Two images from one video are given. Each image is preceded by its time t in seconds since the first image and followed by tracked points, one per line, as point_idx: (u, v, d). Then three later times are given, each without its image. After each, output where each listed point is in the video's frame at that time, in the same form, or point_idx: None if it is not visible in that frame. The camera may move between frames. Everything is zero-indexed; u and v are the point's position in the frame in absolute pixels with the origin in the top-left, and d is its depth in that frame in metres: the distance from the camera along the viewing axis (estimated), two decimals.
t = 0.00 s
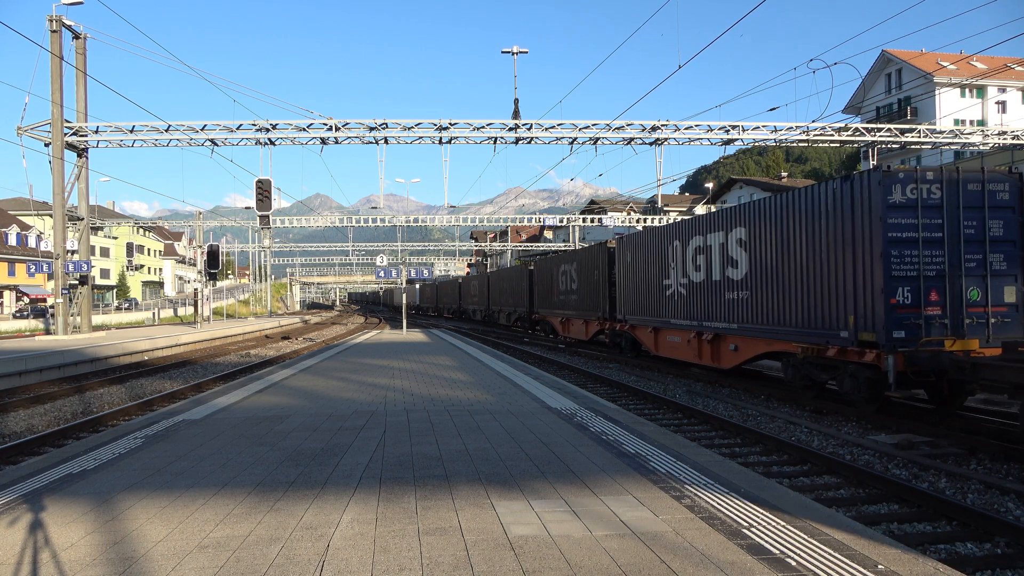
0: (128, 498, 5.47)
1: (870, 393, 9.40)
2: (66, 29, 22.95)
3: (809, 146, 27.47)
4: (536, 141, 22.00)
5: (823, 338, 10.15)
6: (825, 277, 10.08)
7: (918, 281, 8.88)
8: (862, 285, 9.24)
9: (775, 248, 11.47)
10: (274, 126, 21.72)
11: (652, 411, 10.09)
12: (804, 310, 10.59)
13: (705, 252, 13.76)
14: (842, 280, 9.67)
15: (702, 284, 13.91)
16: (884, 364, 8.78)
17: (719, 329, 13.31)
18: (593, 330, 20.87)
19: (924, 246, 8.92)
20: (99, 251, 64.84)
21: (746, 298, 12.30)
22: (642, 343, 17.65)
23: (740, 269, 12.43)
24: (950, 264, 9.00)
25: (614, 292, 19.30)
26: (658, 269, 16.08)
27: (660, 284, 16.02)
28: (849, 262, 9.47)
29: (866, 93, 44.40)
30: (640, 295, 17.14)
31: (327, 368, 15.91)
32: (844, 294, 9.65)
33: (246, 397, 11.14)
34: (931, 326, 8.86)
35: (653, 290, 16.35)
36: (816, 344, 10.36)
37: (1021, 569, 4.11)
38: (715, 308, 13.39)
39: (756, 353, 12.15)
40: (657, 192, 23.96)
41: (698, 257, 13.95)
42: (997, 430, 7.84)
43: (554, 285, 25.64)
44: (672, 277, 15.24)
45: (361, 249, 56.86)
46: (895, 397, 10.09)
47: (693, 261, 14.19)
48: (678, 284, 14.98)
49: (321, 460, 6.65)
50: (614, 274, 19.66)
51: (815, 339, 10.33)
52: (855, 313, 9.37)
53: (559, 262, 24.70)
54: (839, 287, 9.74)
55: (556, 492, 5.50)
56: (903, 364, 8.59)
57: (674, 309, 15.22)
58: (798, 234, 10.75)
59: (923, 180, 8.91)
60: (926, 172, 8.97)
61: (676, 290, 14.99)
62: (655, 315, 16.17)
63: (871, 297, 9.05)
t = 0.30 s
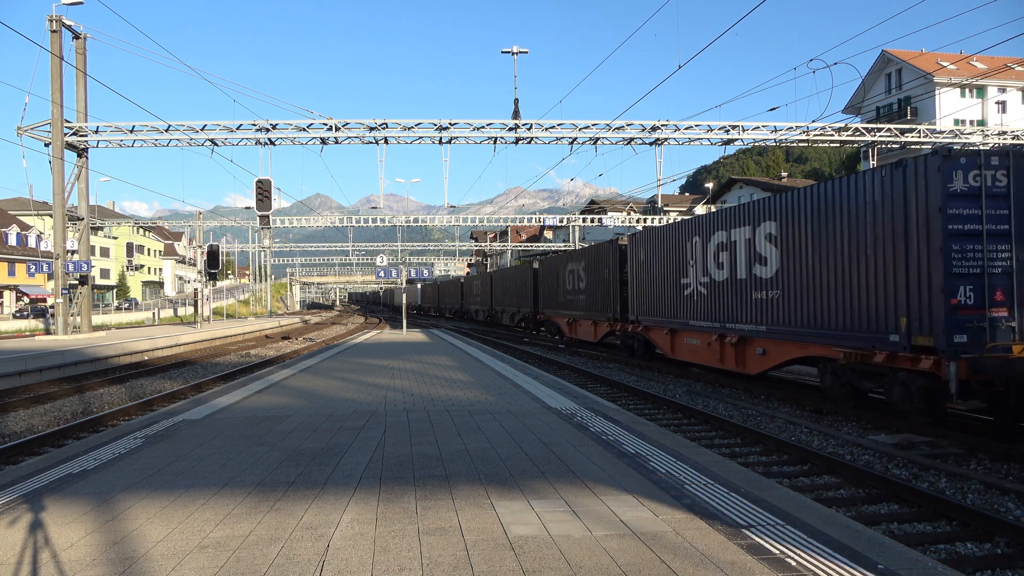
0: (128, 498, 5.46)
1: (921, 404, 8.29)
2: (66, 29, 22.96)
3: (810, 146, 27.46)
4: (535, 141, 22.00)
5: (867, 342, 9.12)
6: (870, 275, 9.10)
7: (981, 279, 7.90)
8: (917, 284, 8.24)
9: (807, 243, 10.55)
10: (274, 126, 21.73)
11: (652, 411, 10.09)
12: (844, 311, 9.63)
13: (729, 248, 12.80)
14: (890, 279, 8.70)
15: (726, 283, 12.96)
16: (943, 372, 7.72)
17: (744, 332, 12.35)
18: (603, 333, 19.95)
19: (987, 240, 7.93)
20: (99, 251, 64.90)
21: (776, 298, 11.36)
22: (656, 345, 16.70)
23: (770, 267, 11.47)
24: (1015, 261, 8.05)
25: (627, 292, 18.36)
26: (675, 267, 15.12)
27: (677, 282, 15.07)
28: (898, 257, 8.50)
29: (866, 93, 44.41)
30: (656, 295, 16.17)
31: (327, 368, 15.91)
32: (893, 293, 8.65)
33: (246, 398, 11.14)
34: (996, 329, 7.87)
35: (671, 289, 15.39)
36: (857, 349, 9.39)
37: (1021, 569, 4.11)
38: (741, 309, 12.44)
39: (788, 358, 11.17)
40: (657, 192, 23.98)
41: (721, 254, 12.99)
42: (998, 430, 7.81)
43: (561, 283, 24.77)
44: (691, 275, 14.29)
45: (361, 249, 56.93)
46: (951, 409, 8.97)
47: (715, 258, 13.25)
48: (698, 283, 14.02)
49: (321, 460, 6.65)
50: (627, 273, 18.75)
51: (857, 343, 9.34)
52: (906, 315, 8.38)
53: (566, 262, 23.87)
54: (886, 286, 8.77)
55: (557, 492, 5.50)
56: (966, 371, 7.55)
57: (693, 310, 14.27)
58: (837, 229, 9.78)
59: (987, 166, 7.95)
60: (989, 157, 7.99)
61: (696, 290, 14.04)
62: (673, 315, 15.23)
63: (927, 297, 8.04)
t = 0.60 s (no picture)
0: (128, 498, 5.46)
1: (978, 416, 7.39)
2: (66, 29, 22.97)
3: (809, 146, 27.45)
4: (536, 141, 22.02)
5: (914, 346, 8.22)
6: (918, 271, 8.19)
7: None
8: (977, 280, 7.32)
9: (842, 238, 9.68)
10: (274, 126, 21.74)
11: (652, 411, 10.09)
12: (887, 313, 8.74)
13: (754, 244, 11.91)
14: (941, 276, 7.81)
15: (751, 282, 12.07)
16: (1011, 381, 6.81)
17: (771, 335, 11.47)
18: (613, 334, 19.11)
19: None
20: (99, 251, 64.92)
21: (807, 298, 10.47)
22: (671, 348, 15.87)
23: (800, 265, 10.60)
24: None
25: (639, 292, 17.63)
26: (694, 267, 14.24)
27: (696, 282, 14.19)
28: (954, 252, 7.60)
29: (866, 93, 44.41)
30: (672, 296, 15.30)
31: (327, 368, 15.91)
32: (947, 292, 7.74)
33: (246, 398, 11.14)
34: None
35: (689, 290, 14.50)
36: (901, 354, 8.49)
37: (1021, 569, 4.11)
38: (769, 310, 11.56)
39: (820, 363, 10.28)
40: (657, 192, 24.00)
41: (745, 250, 12.11)
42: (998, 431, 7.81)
43: (568, 282, 24.06)
44: (710, 274, 13.42)
45: (361, 249, 56.93)
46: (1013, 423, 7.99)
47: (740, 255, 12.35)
48: (720, 283, 13.12)
49: (321, 460, 6.65)
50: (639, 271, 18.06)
51: (902, 348, 8.43)
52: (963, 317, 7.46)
53: (574, 261, 23.11)
54: (937, 284, 7.88)
55: (557, 492, 5.49)
56: None
57: (714, 311, 13.39)
58: (878, 222, 8.90)
59: None
60: None
61: (716, 289, 13.16)
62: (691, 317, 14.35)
63: (991, 295, 7.12)
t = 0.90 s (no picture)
0: (128, 498, 5.46)
1: None
2: (66, 29, 22.98)
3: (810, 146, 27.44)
4: (536, 141, 22.03)
5: (977, 353, 7.26)
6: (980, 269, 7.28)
7: None
8: None
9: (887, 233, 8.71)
10: (273, 126, 21.75)
11: (652, 411, 10.09)
12: (943, 314, 7.80)
13: (788, 239, 10.93)
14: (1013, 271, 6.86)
15: (783, 281, 11.08)
16: None
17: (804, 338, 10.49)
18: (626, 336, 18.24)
19: None
20: (99, 251, 64.94)
21: (847, 297, 9.49)
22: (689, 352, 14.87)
23: (838, 261, 9.64)
24: None
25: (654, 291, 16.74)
26: (717, 264, 13.26)
27: (720, 280, 13.22)
28: None
29: (866, 93, 44.42)
30: (692, 295, 14.32)
31: (327, 368, 15.91)
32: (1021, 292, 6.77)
33: (246, 398, 11.14)
34: None
35: (712, 289, 13.52)
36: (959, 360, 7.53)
37: (1021, 569, 4.11)
38: (802, 311, 10.58)
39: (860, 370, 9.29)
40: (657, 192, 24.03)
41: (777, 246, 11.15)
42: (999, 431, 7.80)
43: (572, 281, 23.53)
44: (735, 272, 12.45)
45: (361, 249, 56.96)
46: None
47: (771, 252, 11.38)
48: (747, 281, 12.15)
49: (321, 460, 6.65)
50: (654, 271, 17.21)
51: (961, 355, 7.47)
52: None
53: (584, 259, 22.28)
54: (1007, 282, 6.93)
55: (557, 492, 5.50)
56: None
57: (739, 312, 12.43)
58: (931, 212, 7.95)
59: None
60: None
61: (742, 288, 12.24)
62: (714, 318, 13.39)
63: None
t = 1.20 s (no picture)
0: (128, 498, 5.46)
1: None
2: (66, 29, 22.98)
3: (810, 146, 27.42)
4: (536, 141, 22.04)
5: None
6: None
7: None
8: None
9: (940, 226, 7.76)
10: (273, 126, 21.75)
11: (651, 411, 10.09)
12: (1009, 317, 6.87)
13: (821, 234, 9.99)
14: None
15: (815, 280, 10.14)
16: None
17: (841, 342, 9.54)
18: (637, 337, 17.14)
19: None
20: (99, 251, 64.97)
21: (891, 297, 8.56)
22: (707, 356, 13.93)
23: (880, 258, 8.72)
24: None
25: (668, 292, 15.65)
26: (741, 262, 12.31)
27: (743, 279, 12.29)
28: None
29: (866, 93, 44.42)
30: (713, 295, 13.35)
31: (327, 368, 15.90)
32: None
33: (246, 398, 11.14)
34: None
35: (734, 288, 12.57)
36: None
37: (1021, 569, 4.11)
38: (837, 313, 9.63)
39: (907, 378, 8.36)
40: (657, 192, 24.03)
41: (810, 242, 10.21)
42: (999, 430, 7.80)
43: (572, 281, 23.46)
44: (761, 270, 11.52)
45: (361, 249, 56.96)
46: None
47: (803, 248, 10.45)
48: (775, 281, 11.21)
49: (321, 460, 6.65)
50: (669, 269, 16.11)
51: None
52: None
53: (589, 257, 21.35)
54: None
55: (558, 492, 5.50)
56: None
57: (766, 314, 11.50)
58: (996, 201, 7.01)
59: None
60: None
61: (770, 288, 11.32)
62: (737, 319, 12.47)
63: None
